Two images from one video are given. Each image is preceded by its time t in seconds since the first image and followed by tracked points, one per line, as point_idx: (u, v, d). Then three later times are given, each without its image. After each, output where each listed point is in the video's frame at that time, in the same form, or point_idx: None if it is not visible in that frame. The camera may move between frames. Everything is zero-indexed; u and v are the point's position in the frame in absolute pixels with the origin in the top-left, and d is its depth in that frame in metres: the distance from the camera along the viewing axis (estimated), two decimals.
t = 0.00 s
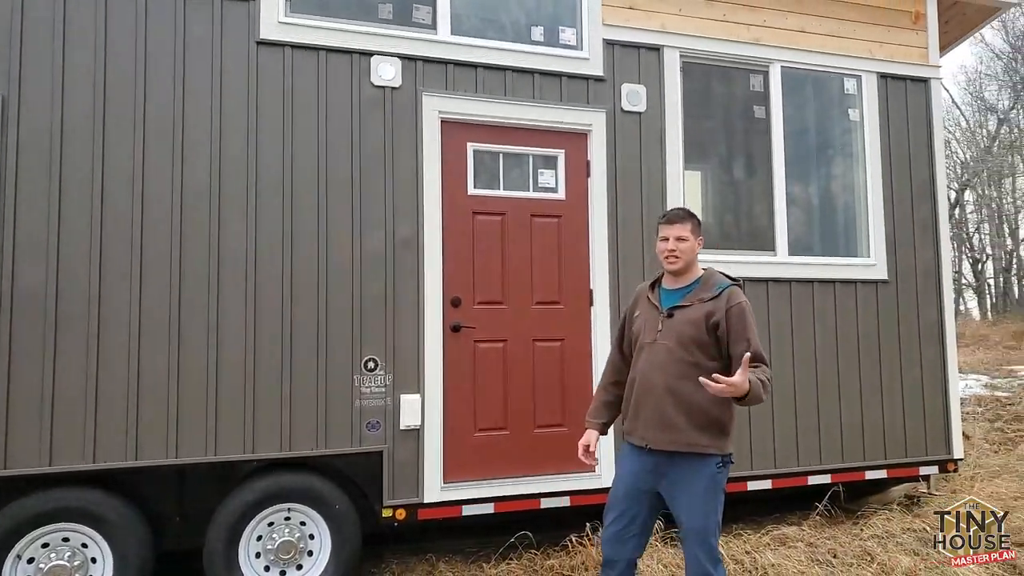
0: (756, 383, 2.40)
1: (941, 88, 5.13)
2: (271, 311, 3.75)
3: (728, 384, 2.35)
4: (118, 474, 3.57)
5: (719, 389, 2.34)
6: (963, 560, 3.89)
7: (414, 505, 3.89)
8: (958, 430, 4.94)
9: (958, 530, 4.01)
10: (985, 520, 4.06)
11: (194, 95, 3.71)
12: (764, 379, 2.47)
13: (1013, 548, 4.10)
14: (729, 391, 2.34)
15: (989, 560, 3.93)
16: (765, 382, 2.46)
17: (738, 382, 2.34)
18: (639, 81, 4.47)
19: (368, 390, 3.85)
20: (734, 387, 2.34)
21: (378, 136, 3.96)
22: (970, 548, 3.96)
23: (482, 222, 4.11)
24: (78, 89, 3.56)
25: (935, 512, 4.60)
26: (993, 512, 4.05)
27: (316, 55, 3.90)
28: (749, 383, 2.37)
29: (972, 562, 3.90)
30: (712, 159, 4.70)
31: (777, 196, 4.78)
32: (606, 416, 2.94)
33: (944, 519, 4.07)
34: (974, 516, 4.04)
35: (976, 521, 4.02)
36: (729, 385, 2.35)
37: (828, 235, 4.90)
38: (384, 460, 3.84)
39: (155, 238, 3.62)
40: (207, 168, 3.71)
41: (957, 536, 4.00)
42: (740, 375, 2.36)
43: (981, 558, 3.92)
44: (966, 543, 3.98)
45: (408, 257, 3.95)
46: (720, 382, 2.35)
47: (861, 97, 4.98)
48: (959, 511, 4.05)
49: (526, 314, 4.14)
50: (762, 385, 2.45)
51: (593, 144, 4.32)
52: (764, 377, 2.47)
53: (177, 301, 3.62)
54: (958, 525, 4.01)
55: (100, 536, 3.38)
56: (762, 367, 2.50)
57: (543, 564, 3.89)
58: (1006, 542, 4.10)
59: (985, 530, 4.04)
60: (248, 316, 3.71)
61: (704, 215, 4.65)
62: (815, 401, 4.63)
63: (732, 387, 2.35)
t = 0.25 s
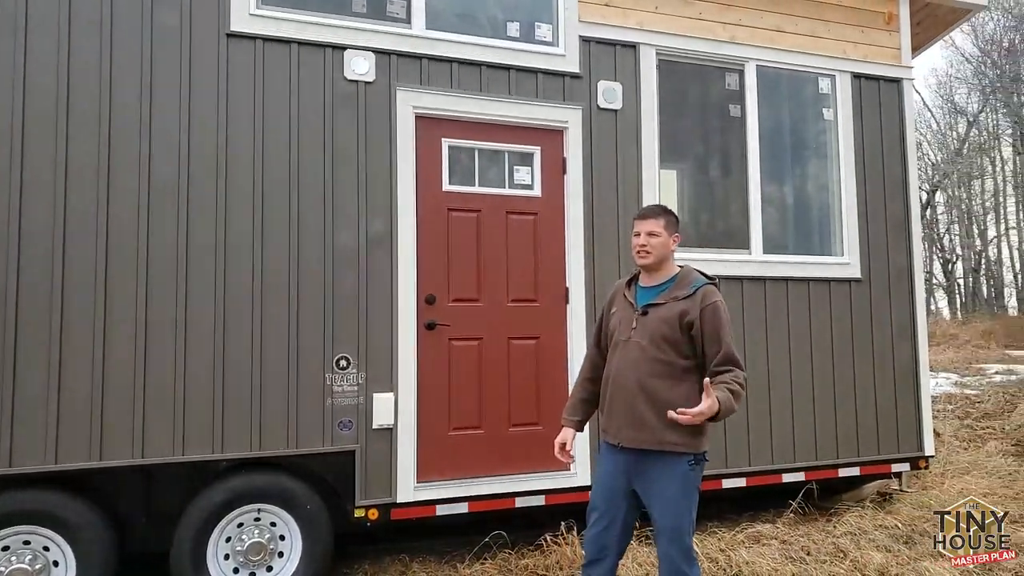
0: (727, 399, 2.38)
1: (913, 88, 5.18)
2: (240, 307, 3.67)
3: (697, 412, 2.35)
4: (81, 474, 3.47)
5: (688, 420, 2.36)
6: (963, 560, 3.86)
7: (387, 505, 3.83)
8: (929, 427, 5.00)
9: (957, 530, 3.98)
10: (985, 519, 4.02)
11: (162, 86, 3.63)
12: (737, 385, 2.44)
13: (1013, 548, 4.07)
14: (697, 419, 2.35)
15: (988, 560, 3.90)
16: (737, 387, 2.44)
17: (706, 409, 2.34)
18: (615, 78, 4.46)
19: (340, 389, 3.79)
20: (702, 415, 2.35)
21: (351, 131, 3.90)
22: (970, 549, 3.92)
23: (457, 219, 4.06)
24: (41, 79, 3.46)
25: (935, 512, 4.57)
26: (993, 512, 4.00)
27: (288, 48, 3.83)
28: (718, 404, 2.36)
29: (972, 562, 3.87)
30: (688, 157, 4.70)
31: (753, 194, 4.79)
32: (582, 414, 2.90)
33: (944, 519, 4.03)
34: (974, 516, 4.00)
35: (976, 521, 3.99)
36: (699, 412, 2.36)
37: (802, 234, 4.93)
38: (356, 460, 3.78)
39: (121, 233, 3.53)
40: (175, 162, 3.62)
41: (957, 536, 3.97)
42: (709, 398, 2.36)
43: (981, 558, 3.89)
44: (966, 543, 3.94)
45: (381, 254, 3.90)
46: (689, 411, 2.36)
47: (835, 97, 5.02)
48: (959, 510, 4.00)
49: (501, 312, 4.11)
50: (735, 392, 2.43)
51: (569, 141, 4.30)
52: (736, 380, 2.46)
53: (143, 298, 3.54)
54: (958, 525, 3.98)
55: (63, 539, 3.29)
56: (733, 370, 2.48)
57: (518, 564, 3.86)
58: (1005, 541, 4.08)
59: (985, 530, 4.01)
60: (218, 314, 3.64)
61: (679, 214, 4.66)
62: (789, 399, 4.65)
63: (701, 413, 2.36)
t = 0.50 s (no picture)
0: (698, 443, 2.34)
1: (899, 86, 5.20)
2: (221, 305, 3.61)
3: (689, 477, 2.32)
4: (57, 476, 3.40)
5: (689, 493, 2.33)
6: (963, 560, 3.83)
7: (370, 505, 3.78)
8: (913, 425, 5.01)
9: (957, 530, 3.98)
10: (986, 520, 4.04)
11: (140, 79, 3.55)
12: (709, 407, 2.37)
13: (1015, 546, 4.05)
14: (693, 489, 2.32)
15: (990, 560, 3.88)
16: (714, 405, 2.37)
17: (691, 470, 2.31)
18: (601, 74, 4.43)
19: (323, 388, 3.73)
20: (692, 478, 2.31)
21: (334, 127, 3.84)
22: (970, 549, 3.91)
23: (441, 216, 4.02)
24: (15, 70, 3.38)
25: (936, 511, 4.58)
26: (993, 513, 4.03)
27: (270, 41, 3.77)
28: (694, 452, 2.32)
29: (972, 561, 3.84)
30: (674, 154, 4.69)
31: (739, 192, 4.78)
32: (573, 413, 2.87)
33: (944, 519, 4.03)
34: (974, 516, 4.01)
35: (976, 521, 4.00)
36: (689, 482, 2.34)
37: (788, 232, 4.93)
38: (339, 460, 3.73)
39: (98, 229, 3.46)
40: (154, 156, 3.55)
41: (957, 536, 3.96)
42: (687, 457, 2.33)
43: (981, 557, 3.87)
44: (966, 543, 3.93)
45: (365, 251, 3.85)
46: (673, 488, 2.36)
47: (821, 94, 5.02)
48: (959, 511, 4.02)
49: (487, 310, 4.07)
50: (709, 415, 2.36)
51: (555, 137, 4.26)
52: (713, 394, 2.38)
53: (121, 295, 3.47)
54: (958, 525, 3.98)
55: (38, 541, 3.21)
56: (707, 384, 2.40)
57: (503, 564, 3.82)
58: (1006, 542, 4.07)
59: (985, 530, 4.01)
60: (198, 311, 3.57)
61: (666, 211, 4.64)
62: (775, 397, 4.64)
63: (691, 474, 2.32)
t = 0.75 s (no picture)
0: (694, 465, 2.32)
1: (891, 83, 5.17)
2: (203, 301, 3.53)
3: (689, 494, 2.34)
4: (33, 477, 3.31)
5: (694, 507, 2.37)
6: (963, 560, 3.80)
7: (355, 507, 3.71)
8: (905, 424, 4.98)
9: (957, 530, 3.93)
10: (985, 519, 3.99)
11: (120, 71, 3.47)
12: (703, 417, 2.33)
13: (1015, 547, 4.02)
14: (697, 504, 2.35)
15: (990, 560, 3.85)
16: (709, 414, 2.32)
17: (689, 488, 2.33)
18: (591, 69, 4.37)
19: (307, 387, 3.66)
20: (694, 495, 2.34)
21: (319, 121, 3.77)
22: (970, 548, 3.87)
23: (429, 212, 3.95)
24: None
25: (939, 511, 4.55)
26: (993, 512, 3.97)
27: (253, 34, 3.69)
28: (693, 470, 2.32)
29: (972, 562, 3.81)
30: (665, 151, 4.64)
31: (730, 189, 4.74)
32: (566, 413, 2.83)
33: (944, 519, 3.99)
34: (974, 516, 3.96)
35: (976, 521, 3.95)
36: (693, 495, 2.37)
37: (779, 230, 4.89)
38: (324, 460, 3.66)
39: (76, 224, 3.37)
40: (134, 149, 3.47)
41: (957, 536, 3.92)
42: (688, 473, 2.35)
43: (981, 558, 3.83)
44: (966, 543, 3.89)
45: (351, 248, 3.77)
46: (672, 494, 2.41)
47: (813, 91, 4.99)
48: (959, 510, 3.97)
49: (475, 307, 4.00)
50: (704, 425, 2.32)
51: (544, 133, 4.20)
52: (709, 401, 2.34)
53: (100, 292, 3.38)
54: (958, 525, 3.94)
55: (13, 544, 3.13)
56: (702, 391, 2.35)
57: (491, 566, 3.76)
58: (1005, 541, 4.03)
59: (985, 530, 3.97)
60: (179, 309, 3.49)
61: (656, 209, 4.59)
62: (766, 396, 4.60)
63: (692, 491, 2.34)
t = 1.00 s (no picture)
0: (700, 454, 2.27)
1: (888, 80, 5.13)
2: (191, 301, 3.47)
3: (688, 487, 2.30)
4: (17, 480, 3.25)
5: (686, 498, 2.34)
6: (963, 560, 3.79)
7: (346, 509, 3.66)
8: (901, 424, 4.95)
9: (958, 530, 3.93)
10: (985, 520, 3.98)
11: (106, 67, 3.41)
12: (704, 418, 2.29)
13: (1015, 547, 3.99)
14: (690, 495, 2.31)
15: (989, 560, 3.81)
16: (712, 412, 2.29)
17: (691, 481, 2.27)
18: (585, 66, 4.33)
19: (297, 388, 3.60)
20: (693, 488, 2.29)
21: (309, 118, 3.71)
22: (970, 549, 3.86)
23: (421, 210, 3.90)
24: None
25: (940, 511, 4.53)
26: (993, 513, 3.96)
27: (242, 29, 3.63)
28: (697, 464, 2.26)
29: (972, 561, 3.79)
30: (660, 149, 4.60)
31: (726, 188, 4.70)
32: (560, 414, 2.77)
33: (944, 519, 3.98)
34: (974, 516, 3.95)
35: (977, 521, 3.93)
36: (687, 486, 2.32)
37: (775, 229, 4.86)
38: (314, 462, 3.60)
39: (61, 223, 3.31)
40: (121, 146, 3.41)
41: (957, 536, 3.91)
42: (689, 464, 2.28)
43: (981, 557, 3.82)
44: (966, 543, 3.88)
45: (341, 247, 3.72)
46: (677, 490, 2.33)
47: (809, 88, 4.95)
48: (959, 510, 3.96)
49: (468, 307, 3.95)
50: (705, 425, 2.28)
51: (538, 131, 4.16)
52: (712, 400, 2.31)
53: (85, 292, 3.32)
54: (958, 525, 3.93)
55: None
56: (703, 392, 2.32)
57: (484, 569, 3.71)
58: (1006, 541, 4.02)
59: (985, 530, 3.95)
60: (166, 308, 3.43)
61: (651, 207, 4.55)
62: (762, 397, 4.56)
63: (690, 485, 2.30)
